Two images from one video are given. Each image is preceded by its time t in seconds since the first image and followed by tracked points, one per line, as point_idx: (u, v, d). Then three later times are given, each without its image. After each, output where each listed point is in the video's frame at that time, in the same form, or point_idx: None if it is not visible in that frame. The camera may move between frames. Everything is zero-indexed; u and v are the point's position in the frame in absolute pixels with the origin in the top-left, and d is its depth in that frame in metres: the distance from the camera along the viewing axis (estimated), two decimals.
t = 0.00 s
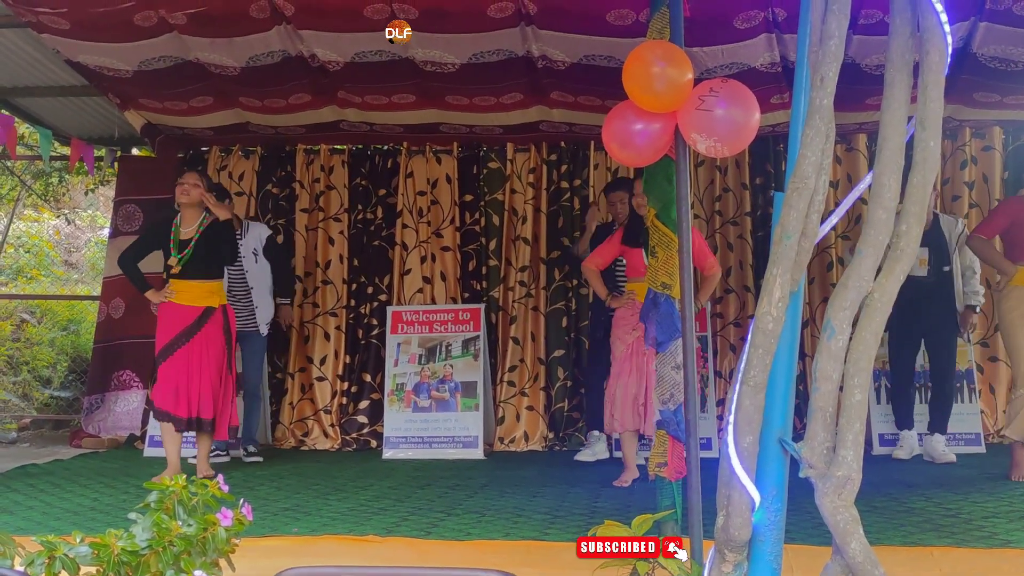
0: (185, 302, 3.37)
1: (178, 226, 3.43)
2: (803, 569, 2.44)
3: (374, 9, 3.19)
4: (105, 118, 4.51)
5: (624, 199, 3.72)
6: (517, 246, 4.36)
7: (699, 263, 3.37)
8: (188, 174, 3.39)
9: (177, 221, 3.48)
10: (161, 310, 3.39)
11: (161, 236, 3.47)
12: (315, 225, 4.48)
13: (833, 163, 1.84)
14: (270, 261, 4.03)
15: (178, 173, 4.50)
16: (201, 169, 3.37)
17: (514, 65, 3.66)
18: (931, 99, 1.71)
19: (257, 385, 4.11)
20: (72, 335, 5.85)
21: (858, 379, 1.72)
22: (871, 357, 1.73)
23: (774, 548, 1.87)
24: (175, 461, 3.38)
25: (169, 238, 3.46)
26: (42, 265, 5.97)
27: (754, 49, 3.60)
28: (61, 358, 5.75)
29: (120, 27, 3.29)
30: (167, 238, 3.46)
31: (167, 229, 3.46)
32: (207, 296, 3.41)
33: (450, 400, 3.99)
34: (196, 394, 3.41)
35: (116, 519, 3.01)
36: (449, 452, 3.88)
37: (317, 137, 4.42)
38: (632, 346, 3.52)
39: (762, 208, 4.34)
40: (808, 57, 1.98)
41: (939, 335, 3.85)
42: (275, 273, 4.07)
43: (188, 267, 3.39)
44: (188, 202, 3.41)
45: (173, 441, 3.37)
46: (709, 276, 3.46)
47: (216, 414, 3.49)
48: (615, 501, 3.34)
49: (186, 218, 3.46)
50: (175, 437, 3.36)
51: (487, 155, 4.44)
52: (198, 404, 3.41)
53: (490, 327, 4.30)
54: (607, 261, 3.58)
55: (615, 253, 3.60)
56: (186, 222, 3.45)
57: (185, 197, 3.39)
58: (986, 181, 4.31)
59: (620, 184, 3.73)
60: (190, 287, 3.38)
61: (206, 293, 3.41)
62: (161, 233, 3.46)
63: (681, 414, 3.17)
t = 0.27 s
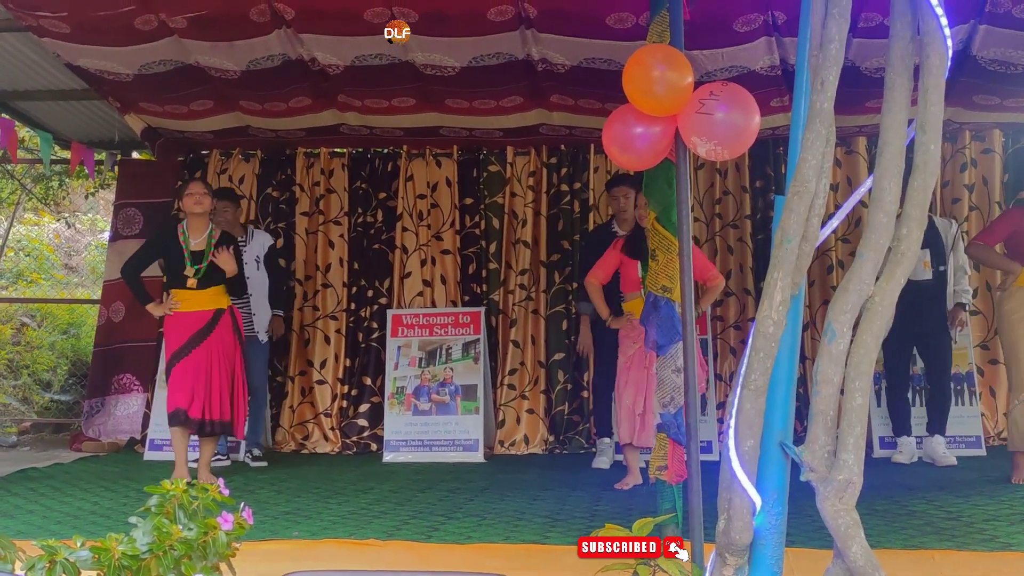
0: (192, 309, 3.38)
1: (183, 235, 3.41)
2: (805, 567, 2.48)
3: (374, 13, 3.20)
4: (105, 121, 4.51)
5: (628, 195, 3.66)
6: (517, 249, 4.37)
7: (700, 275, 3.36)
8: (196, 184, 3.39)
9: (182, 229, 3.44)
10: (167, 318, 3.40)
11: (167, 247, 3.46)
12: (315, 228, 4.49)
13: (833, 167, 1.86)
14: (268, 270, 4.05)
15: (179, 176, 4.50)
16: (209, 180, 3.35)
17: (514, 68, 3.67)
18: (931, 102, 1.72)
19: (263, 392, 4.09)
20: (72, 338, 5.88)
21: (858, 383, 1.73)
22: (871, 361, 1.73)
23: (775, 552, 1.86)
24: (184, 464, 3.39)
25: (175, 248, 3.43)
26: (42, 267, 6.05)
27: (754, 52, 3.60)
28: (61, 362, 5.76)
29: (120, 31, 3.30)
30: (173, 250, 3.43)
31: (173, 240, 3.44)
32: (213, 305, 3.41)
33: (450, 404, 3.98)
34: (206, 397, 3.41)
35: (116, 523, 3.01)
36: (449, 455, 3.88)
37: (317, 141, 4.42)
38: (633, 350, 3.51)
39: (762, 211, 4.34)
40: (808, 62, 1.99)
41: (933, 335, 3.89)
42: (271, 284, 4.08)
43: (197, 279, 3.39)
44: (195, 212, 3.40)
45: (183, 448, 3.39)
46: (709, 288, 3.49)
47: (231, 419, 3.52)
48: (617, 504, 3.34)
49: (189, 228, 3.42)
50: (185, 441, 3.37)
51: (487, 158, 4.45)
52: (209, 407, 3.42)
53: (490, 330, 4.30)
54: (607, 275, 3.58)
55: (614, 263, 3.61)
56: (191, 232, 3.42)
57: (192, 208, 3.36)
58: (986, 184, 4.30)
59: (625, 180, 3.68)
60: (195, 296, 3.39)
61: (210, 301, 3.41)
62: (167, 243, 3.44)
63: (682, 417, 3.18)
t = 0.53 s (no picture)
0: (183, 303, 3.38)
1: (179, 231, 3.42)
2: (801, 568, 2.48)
3: (371, 16, 3.21)
4: (101, 125, 4.51)
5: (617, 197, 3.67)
6: (514, 252, 4.36)
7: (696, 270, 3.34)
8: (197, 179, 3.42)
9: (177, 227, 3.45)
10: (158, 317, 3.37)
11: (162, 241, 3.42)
12: (312, 231, 4.48)
13: (828, 171, 1.85)
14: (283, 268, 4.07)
15: (175, 180, 4.49)
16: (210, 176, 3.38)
17: (511, 71, 3.67)
18: (926, 106, 1.71)
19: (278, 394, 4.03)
20: (68, 342, 5.86)
21: (854, 386, 1.73)
22: (867, 364, 1.73)
23: (772, 555, 1.87)
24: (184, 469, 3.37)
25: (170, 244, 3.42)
26: (38, 271, 6.04)
27: (750, 55, 3.61)
28: (57, 366, 5.76)
29: (117, 35, 3.29)
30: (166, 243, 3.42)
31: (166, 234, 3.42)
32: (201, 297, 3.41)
33: (446, 407, 3.98)
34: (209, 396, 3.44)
35: (112, 527, 3.01)
36: (446, 458, 3.88)
37: (314, 144, 4.41)
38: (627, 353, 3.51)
39: (758, 213, 4.34)
40: (802, 66, 2.00)
41: (929, 335, 3.90)
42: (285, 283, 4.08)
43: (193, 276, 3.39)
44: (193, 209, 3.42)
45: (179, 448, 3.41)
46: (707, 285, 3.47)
47: (234, 410, 3.57)
48: (614, 508, 3.34)
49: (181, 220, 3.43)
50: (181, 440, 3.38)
51: (483, 161, 4.45)
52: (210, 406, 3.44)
53: (487, 333, 4.30)
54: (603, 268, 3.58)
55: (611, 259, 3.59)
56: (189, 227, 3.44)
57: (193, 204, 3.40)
58: (981, 186, 4.31)
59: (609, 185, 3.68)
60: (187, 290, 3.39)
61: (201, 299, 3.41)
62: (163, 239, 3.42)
63: (679, 420, 3.19)
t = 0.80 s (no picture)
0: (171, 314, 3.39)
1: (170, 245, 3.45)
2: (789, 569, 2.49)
3: (362, 17, 3.21)
4: (92, 126, 4.50)
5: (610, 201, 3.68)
6: (506, 253, 4.36)
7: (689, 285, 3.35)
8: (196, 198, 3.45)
9: (167, 240, 3.46)
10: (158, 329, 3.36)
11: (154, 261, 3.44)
12: (304, 233, 4.47)
13: (819, 173, 1.86)
14: (292, 271, 3.98)
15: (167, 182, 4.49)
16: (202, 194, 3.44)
17: (503, 73, 3.67)
18: (916, 108, 1.73)
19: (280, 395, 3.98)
20: (59, 344, 5.88)
21: (845, 387, 1.74)
22: (858, 365, 1.74)
23: (763, 557, 1.86)
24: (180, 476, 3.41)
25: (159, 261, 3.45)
26: (28, 273, 5.95)
27: (742, 56, 3.61)
28: (47, 368, 5.74)
29: (108, 36, 3.28)
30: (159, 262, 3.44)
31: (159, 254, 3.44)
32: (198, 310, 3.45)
33: (439, 408, 3.97)
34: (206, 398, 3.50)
35: (104, 530, 3.00)
36: (439, 460, 3.88)
37: (306, 145, 4.41)
38: (619, 355, 3.52)
39: (749, 215, 4.34)
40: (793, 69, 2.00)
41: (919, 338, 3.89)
42: (296, 284, 4.00)
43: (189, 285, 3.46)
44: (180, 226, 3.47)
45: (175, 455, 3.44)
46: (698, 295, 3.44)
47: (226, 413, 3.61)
48: (606, 509, 3.34)
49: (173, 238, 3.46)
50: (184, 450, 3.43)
51: (475, 162, 4.46)
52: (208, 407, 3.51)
53: (479, 335, 4.31)
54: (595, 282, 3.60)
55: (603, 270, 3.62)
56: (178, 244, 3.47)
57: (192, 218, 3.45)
58: (972, 187, 4.32)
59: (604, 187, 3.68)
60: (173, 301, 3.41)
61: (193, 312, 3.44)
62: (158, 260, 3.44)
63: (671, 421, 3.16)
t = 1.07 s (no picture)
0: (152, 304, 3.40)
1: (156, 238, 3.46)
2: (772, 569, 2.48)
3: (348, 16, 3.20)
4: (76, 126, 4.48)
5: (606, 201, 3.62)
6: (492, 253, 4.36)
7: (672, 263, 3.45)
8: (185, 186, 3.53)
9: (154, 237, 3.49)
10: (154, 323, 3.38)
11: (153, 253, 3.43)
12: (289, 232, 4.46)
13: (802, 171, 1.86)
14: (277, 268, 3.98)
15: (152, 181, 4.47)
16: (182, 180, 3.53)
17: (488, 72, 3.67)
18: (898, 108, 1.73)
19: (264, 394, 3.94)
20: (43, 345, 5.85)
21: (828, 386, 1.75)
22: (842, 363, 1.75)
23: (746, 555, 1.88)
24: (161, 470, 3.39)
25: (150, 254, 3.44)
26: (11, 273, 5.87)
27: (727, 56, 3.62)
28: (32, 368, 5.70)
29: (91, 35, 3.27)
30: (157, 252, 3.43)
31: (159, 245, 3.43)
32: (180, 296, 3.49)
33: (425, 408, 3.97)
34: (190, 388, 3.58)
35: (88, 531, 2.98)
36: (425, 460, 3.87)
37: (291, 145, 4.40)
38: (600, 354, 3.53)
39: (735, 214, 4.35)
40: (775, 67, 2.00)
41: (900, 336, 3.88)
42: (281, 283, 4.00)
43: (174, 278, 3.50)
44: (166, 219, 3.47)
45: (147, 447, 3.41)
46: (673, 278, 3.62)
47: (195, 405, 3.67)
48: (592, 508, 3.34)
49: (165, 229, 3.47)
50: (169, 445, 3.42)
51: (461, 162, 4.46)
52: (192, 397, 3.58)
53: (465, 334, 4.30)
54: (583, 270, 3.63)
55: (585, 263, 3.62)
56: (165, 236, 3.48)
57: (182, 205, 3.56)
58: (956, 187, 4.34)
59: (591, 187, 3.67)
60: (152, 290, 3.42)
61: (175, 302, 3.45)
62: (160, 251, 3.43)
63: (656, 419, 3.18)
